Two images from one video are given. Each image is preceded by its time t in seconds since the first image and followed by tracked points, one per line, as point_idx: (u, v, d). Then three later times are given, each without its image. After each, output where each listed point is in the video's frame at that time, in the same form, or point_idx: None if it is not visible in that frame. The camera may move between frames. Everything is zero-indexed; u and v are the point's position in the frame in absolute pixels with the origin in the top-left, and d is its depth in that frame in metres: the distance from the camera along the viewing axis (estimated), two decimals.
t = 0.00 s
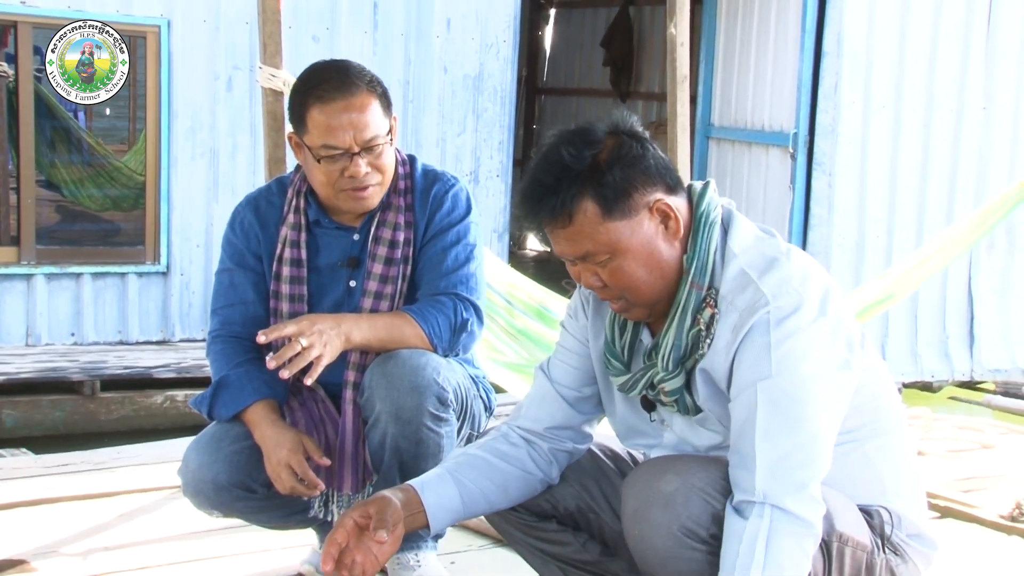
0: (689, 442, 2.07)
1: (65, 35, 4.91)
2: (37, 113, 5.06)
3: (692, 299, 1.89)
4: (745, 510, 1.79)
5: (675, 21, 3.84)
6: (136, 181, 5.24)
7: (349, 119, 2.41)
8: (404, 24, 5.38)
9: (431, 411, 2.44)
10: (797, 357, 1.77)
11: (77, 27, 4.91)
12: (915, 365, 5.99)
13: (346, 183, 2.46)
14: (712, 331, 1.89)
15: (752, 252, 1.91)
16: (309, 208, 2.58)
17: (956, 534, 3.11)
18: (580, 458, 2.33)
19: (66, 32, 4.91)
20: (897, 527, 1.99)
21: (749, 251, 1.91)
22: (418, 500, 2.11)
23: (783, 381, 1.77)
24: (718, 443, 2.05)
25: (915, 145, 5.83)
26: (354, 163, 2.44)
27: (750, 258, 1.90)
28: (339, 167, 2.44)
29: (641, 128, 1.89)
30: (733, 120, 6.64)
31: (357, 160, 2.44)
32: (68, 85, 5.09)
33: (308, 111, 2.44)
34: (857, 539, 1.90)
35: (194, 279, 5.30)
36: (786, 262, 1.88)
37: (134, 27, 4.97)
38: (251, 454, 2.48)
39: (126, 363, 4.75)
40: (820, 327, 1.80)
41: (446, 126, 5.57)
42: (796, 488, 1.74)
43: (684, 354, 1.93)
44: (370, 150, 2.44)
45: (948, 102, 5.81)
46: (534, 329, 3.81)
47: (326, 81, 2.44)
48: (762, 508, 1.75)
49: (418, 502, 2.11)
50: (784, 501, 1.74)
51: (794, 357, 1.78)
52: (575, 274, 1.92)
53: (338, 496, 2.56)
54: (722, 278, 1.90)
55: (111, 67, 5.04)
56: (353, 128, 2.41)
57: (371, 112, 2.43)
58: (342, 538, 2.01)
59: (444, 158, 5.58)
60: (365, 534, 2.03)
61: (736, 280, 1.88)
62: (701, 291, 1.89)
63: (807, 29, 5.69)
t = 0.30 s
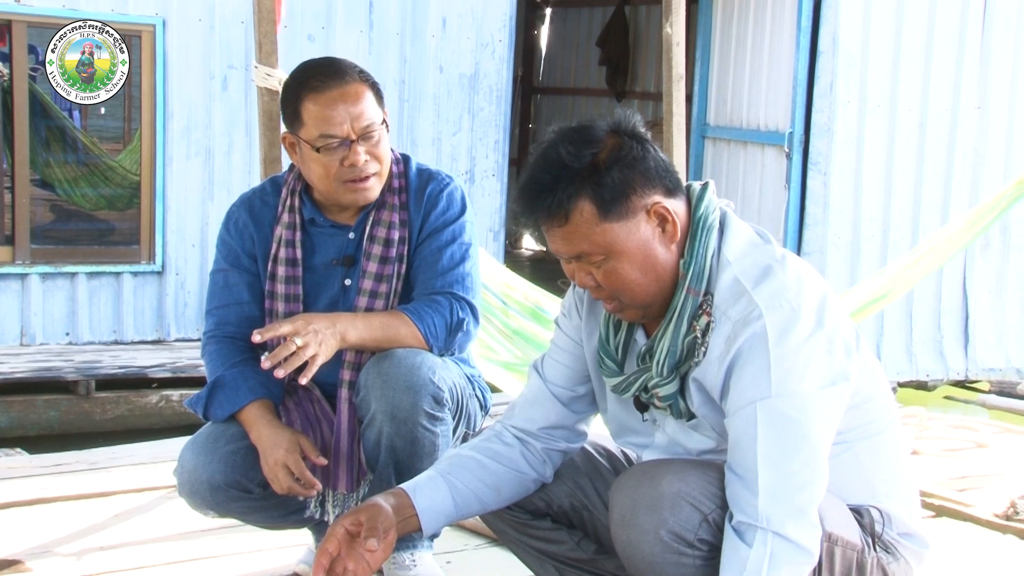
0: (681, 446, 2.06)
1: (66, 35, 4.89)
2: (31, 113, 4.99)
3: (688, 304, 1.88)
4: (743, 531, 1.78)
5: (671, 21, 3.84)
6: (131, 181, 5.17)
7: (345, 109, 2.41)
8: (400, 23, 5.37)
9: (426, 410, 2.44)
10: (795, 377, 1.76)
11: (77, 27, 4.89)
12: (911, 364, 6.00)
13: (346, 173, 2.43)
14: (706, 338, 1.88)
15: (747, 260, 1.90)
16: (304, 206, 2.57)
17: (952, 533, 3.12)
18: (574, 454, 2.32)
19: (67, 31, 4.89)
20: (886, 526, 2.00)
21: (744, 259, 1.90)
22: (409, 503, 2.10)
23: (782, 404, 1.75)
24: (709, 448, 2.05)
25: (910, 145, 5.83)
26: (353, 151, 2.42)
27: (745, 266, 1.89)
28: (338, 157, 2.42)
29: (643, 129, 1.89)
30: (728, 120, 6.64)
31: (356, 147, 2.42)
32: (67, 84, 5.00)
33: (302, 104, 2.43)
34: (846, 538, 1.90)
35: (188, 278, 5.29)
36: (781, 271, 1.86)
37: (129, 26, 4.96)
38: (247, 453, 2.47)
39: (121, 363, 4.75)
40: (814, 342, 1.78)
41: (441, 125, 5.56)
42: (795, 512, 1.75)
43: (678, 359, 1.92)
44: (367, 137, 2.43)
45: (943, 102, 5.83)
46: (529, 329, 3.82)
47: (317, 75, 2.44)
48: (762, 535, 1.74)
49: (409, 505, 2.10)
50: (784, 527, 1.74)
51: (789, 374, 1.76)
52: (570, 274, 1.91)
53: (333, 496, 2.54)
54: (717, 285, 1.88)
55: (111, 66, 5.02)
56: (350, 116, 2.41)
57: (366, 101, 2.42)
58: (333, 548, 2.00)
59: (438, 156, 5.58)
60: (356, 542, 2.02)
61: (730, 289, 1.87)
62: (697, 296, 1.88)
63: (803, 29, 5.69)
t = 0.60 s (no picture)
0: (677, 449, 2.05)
1: (66, 35, 4.90)
2: (28, 113, 5.00)
3: (685, 309, 1.88)
4: (743, 548, 1.76)
5: (667, 20, 3.83)
6: (128, 179, 5.19)
7: (340, 108, 2.41)
8: (396, 22, 5.37)
9: (423, 411, 2.43)
10: (795, 383, 1.76)
11: (76, 27, 4.90)
12: (906, 364, 6.00)
13: (342, 171, 2.42)
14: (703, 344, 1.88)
15: (744, 265, 1.89)
16: (299, 205, 2.55)
17: (946, 532, 3.12)
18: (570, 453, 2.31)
19: (67, 31, 4.90)
20: (884, 526, 1.99)
21: (741, 265, 1.89)
22: (402, 505, 2.09)
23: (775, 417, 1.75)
24: (703, 451, 2.04)
25: (906, 145, 5.84)
26: (349, 148, 2.41)
27: (742, 272, 1.88)
28: (335, 155, 2.41)
29: (646, 130, 1.89)
30: (725, 119, 6.64)
31: (352, 144, 2.41)
32: (66, 85, 5.01)
33: (297, 103, 2.43)
34: (839, 539, 1.90)
35: (185, 278, 5.29)
36: (780, 277, 1.85)
37: (125, 25, 4.96)
38: (244, 454, 2.47)
39: (117, 363, 4.75)
40: (812, 349, 1.78)
41: (438, 125, 5.56)
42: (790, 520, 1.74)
43: (675, 363, 1.92)
44: (363, 134, 2.43)
45: (938, 101, 5.83)
46: (525, 327, 3.81)
47: (311, 72, 2.44)
48: (764, 553, 1.73)
49: (403, 509, 2.10)
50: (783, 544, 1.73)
51: (784, 383, 1.76)
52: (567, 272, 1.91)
53: (329, 495, 2.54)
54: (714, 290, 1.88)
55: (111, 65, 5.03)
56: (346, 114, 2.41)
57: (360, 99, 2.43)
58: (327, 559, 2.01)
59: (435, 156, 5.58)
60: (351, 552, 2.02)
61: (727, 296, 1.86)
62: (695, 301, 1.88)
63: (799, 28, 5.69)
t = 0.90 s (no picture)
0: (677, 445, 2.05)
1: (65, 36, 4.94)
2: (25, 105, 4.98)
3: (688, 307, 1.87)
4: (750, 551, 1.76)
5: (665, 13, 3.83)
6: (125, 172, 5.15)
7: (335, 91, 2.40)
8: (393, 15, 5.36)
9: (425, 403, 2.42)
10: (798, 383, 1.76)
11: (76, 28, 4.94)
12: (905, 357, 6.01)
13: (337, 152, 2.41)
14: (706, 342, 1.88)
15: (746, 262, 1.89)
16: (295, 195, 2.53)
17: (944, 524, 3.12)
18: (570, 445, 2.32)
19: (66, 32, 4.93)
20: (883, 520, 1.99)
21: (744, 263, 1.89)
22: (400, 499, 2.10)
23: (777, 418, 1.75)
24: (703, 448, 2.04)
25: (904, 137, 5.84)
26: (343, 130, 2.41)
27: (745, 271, 1.88)
28: (329, 137, 2.40)
29: (647, 125, 1.89)
30: (723, 112, 6.63)
31: (347, 126, 2.41)
32: (66, 84, 5.01)
33: (290, 87, 2.42)
34: (838, 532, 1.91)
35: (183, 271, 5.29)
36: (784, 276, 1.85)
37: (122, 18, 4.98)
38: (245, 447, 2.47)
39: (115, 356, 4.75)
40: (817, 348, 1.79)
41: (436, 118, 5.56)
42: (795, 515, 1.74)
43: (677, 360, 1.92)
44: (357, 117, 2.42)
45: (936, 93, 5.83)
46: (524, 319, 3.81)
47: (306, 56, 2.43)
48: (771, 556, 1.73)
49: (401, 503, 2.10)
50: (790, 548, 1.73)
51: (791, 381, 1.76)
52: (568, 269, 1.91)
53: (330, 486, 2.49)
54: (717, 288, 1.87)
55: (111, 65, 5.04)
56: (340, 97, 2.40)
57: (354, 82, 2.42)
58: (325, 555, 2.01)
59: (433, 149, 5.58)
60: (349, 547, 2.02)
61: (731, 295, 1.86)
62: (697, 299, 1.87)
63: (798, 20, 5.66)
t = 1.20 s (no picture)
0: (677, 448, 2.07)
1: (65, 35, 4.93)
2: (20, 102, 4.95)
3: (695, 316, 1.87)
4: (743, 565, 1.77)
5: (661, 11, 3.83)
6: (122, 170, 5.13)
7: (339, 84, 2.40)
8: (390, 13, 5.36)
9: (420, 399, 2.40)
10: (803, 400, 1.76)
11: (76, 27, 4.93)
12: (900, 355, 6.02)
13: (339, 146, 2.41)
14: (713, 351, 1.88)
15: (755, 272, 1.88)
16: (295, 187, 2.53)
17: (938, 522, 3.14)
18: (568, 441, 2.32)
19: (66, 31, 4.92)
20: (880, 520, 1.99)
21: (752, 274, 1.88)
22: (405, 496, 2.09)
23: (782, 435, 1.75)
24: (702, 450, 2.05)
25: (899, 135, 5.85)
26: (346, 124, 2.40)
27: (753, 282, 1.87)
28: (333, 130, 2.40)
29: (654, 130, 1.87)
30: (719, 110, 6.64)
31: (349, 121, 2.40)
32: (65, 83, 4.99)
33: (295, 79, 2.42)
34: (834, 531, 1.91)
35: (179, 269, 5.29)
36: (793, 289, 1.83)
37: (119, 16, 4.97)
38: (242, 442, 2.46)
39: (111, 354, 4.74)
40: (823, 363, 1.79)
41: (432, 116, 5.56)
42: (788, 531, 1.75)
43: (684, 367, 1.92)
44: (360, 112, 2.42)
45: (932, 91, 5.84)
46: (520, 317, 3.83)
47: (312, 49, 2.43)
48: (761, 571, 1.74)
49: (405, 499, 2.10)
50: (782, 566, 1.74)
51: (799, 397, 1.76)
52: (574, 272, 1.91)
53: (327, 482, 2.49)
54: (725, 298, 1.87)
55: (110, 64, 5.02)
56: (345, 91, 2.40)
57: (359, 77, 2.42)
58: (332, 552, 2.00)
59: (429, 146, 5.58)
60: (355, 545, 2.02)
61: (738, 306, 1.86)
62: (704, 309, 1.87)
63: (794, 19, 5.68)
